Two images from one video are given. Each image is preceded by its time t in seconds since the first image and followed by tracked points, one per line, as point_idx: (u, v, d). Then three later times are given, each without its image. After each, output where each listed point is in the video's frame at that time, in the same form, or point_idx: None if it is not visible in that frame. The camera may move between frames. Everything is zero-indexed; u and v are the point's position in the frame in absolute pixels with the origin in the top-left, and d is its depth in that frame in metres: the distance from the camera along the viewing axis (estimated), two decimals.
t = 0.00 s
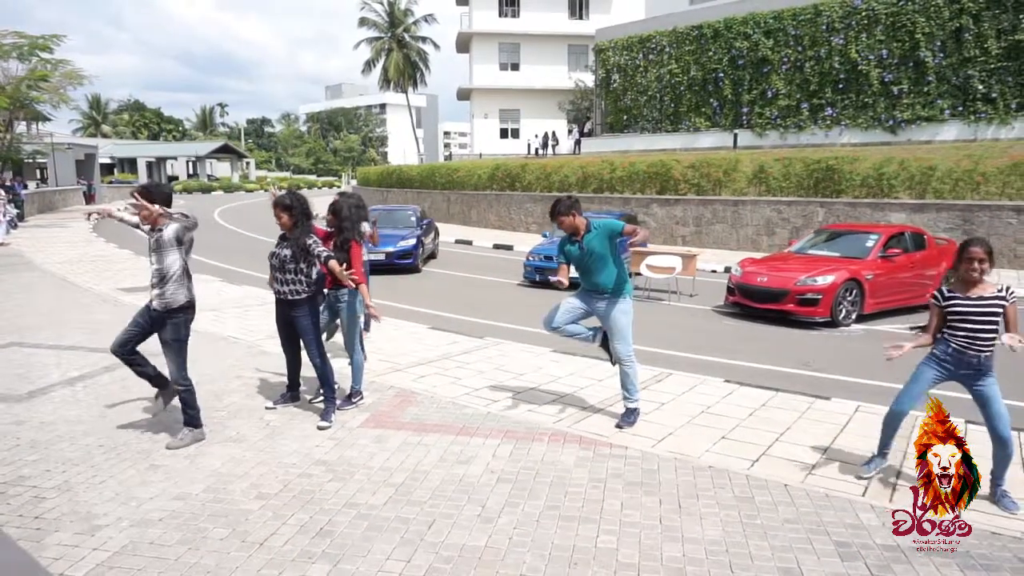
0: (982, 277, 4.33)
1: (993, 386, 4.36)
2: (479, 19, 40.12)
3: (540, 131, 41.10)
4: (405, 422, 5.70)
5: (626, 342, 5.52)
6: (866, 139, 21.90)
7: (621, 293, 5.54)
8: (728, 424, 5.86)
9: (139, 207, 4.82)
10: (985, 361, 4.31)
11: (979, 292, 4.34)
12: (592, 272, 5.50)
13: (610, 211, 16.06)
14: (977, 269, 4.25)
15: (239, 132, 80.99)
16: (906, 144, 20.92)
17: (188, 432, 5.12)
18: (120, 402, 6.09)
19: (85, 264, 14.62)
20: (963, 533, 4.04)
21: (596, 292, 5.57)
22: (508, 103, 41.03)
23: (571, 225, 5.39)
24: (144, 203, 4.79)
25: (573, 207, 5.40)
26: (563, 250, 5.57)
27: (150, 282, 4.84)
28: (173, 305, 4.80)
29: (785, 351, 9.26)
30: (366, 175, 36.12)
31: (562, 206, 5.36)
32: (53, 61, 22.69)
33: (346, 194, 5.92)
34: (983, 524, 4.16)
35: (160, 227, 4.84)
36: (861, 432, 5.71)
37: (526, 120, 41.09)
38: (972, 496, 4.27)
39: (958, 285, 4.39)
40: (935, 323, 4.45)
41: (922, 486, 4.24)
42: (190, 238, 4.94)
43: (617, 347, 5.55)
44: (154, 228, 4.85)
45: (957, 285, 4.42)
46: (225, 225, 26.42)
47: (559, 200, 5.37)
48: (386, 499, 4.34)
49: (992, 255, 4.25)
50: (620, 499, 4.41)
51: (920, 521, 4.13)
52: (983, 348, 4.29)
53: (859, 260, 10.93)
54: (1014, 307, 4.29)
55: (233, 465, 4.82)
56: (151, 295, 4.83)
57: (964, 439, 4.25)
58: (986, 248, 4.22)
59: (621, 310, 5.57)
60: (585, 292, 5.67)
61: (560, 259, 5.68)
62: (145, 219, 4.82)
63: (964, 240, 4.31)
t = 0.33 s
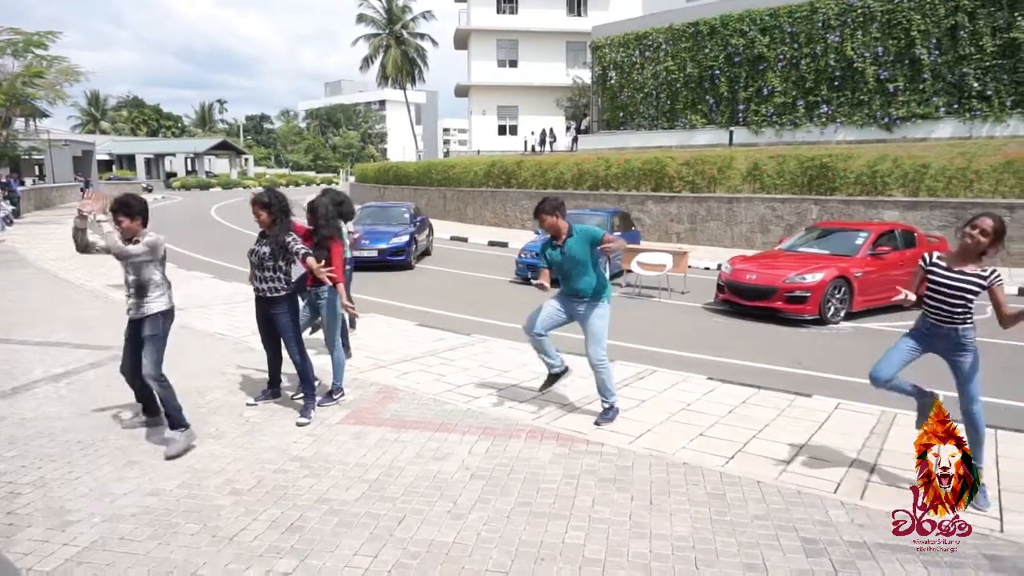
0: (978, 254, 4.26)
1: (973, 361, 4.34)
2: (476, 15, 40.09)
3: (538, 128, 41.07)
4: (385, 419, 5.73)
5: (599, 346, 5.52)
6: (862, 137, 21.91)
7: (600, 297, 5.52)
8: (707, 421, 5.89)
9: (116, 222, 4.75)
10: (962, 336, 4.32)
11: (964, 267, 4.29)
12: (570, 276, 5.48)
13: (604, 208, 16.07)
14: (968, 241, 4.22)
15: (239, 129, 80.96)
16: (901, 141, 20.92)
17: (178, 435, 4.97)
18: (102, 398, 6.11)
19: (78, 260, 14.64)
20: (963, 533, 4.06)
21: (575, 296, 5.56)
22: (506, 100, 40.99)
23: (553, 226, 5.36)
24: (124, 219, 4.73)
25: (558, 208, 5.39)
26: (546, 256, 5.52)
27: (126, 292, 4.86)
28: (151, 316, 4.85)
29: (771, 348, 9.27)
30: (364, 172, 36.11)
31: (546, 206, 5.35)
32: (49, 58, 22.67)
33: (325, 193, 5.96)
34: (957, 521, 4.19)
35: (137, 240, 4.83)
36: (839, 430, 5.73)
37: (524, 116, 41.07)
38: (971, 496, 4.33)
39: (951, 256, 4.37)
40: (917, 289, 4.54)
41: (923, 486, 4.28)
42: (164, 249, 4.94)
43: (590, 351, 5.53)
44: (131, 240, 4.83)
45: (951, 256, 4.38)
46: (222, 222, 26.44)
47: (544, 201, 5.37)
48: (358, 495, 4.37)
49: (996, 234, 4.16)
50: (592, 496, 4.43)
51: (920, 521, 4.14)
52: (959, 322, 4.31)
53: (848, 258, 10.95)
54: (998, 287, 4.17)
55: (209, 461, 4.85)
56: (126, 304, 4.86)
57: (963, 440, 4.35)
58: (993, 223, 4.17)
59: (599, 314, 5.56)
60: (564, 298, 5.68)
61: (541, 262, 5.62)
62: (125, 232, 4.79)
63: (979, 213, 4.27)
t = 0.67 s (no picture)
0: (956, 251, 4.23)
1: (952, 361, 4.37)
2: (474, 9, 40.02)
3: (535, 122, 41.03)
4: (364, 411, 5.75)
5: (567, 340, 5.50)
6: (857, 131, 21.91)
7: (568, 294, 5.53)
8: (685, 413, 5.90)
9: (93, 225, 4.80)
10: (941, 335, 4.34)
11: (944, 266, 4.27)
12: (539, 274, 5.51)
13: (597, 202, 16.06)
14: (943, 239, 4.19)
15: (237, 123, 80.88)
16: (896, 136, 20.93)
17: (168, 433, 4.95)
18: (83, 390, 6.14)
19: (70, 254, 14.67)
20: (962, 533, 3.98)
21: (544, 293, 5.56)
22: (503, 94, 40.94)
23: (527, 221, 5.42)
24: (98, 224, 4.78)
25: (535, 203, 5.43)
26: (518, 249, 5.58)
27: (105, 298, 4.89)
28: (130, 320, 4.89)
29: (758, 342, 9.28)
30: (361, 167, 36.06)
31: (523, 200, 5.37)
32: (43, 51, 22.65)
33: (302, 184, 5.96)
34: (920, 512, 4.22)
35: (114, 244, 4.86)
36: (816, 422, 5.75)
37: (521, 110, 41.01)
38: (972, 497, 4.27)
39: (931, 254, 4.34)
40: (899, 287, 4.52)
41: (922, 486, 4.16)
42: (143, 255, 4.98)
43: (558, 347, 5.52)
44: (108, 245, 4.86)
45: (930, 255, 4.37)
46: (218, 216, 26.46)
47: (523, 195, 5.37)
48: (331, 486, 4.40)
49: (969, 230, 4.13)
50: (564, 488, 4.45)
51: (920, 520, 4.06)
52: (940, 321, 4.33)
53: (837, 252, 10.96)
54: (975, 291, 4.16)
55: (185, 452, 4.88)
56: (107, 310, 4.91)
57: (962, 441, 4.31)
58: (964, 219, 4.13)
59: (567, 312, 5.56)
60: (533, 296, 5.68)
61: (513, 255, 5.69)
62: (102, 237, 4.83)
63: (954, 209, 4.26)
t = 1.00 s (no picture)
0: (923, 261, 4.24)
1: (928, 369, 4.33)
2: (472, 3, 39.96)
3: (533, 117, 41.01)
4: (344, 405, 5.78)
5: (527, 339, 5.61)
6: (852, 127, 21.91)
7: (520, 299, 5.62)
8: (661, 408, 5.93)
9: (69, 216, 4.82)
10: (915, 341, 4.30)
11: (913, 275, 4.27)
12: (493, 280, 5.60)
13: (590, 197, 16.07)
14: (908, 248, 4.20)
15: (236, 117, 80.89)
16: (891, 131, 20.92)
17: (145, 426, 4.98)
18: (65, 383, 6.18)
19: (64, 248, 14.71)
20: (963, 533, 3.95)
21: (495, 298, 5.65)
22: (501, 89, 40.92)
23: (491, 224, 5.45)
24: (75, 214, 4.79)
25: (502, 208, 5.42)
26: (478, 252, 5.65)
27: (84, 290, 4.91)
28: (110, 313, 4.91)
29: (743, 337, 9.32)
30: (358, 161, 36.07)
31: (491, 203, 5.37)
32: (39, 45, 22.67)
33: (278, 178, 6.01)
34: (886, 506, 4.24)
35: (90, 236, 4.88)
36: (792, 417, 5.78)
37: (520, 105, 40.99)
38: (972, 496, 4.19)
39: (901, 265, 4.35)
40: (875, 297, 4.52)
41: (922, 486, 4.13)
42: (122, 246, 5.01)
43: (517, 344, 5.62)
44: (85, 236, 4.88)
45: (900, 266, 4.38)
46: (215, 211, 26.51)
47: (490, 198, 5.37)
48: (304, 478, 4.44)
49: (929, 238, 4.16)
50: (535, 481, 4.48)
51: (920, 520, 4.04)
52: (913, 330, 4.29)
53: (825, 248, 10.98)
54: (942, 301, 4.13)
55: (162, 444, 4.92)
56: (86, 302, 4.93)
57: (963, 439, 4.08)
58: (922, 230, 4.15)
59: (520, 313, 5.66)
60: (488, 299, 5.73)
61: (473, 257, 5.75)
62: (77, 228, 4.85)
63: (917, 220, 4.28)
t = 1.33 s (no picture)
0: (881, 271, 4.27)
1: (893, 369, 4.35)
2: None
3: (531, 114, 41.00)
4: (327, 400, 5.81)
5: (488, 324, 5.73)
6: (848, 124, 21.90)
7: (480, 285, 5.70)
8: (643, 404, 5.95)
9: (50, 213, 4.78)
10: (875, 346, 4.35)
11: (873, 286, 4.30)
12: (452, 263, 5.69)
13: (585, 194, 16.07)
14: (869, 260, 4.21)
15: (235, 114, 80.92)
16: (888, 128, 20.92)
17: (126, 420, 5.01)
18: (51, 378, 6.22)
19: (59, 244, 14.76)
20: (963, 533, 3.92)
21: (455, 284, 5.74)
22: (500, 86, 40.91)
23: (458, 209, 5.53)
24: (56, 212, 4.75)
25: (470, 193, 5.53)
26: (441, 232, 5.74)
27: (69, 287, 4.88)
28: (94, 309, 4.89)
29: (731, 334, 9.34)
30: (356, 158, 36.07)
31: (459, 188, 5.49)
32: (36, 41, 22.70)
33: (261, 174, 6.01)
34: (860, 502, 4.26)
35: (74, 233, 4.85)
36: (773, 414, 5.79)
37: (518, 103, 41.01)
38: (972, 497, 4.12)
39: (860, 273, 4.37)
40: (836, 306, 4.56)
41: (921, 486, 4.07)
42: (107, 241, 4.99)
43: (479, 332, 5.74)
44: (69, 233, 4.85)
45: (860, 274, 4.39)
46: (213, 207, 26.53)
47: (458, 182, 5.49)
48: (282, 473, 4.47)
49: (888, 251, 4.18)
50: (511, 476, 4.51)
51: (920, 520, 3.99)
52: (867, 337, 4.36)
53: (817, 244, 10.97)
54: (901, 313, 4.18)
55: (142, 439, 4.95)
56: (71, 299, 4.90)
57: (963, 439, 4.08)
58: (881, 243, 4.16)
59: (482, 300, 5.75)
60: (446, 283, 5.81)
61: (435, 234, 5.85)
62: (59, 224, 4.81)
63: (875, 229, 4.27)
